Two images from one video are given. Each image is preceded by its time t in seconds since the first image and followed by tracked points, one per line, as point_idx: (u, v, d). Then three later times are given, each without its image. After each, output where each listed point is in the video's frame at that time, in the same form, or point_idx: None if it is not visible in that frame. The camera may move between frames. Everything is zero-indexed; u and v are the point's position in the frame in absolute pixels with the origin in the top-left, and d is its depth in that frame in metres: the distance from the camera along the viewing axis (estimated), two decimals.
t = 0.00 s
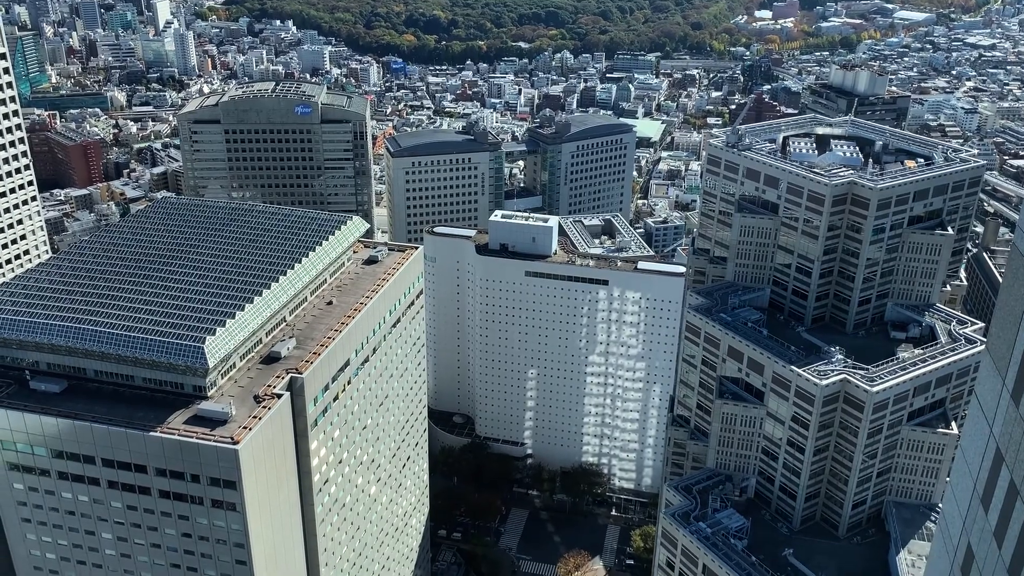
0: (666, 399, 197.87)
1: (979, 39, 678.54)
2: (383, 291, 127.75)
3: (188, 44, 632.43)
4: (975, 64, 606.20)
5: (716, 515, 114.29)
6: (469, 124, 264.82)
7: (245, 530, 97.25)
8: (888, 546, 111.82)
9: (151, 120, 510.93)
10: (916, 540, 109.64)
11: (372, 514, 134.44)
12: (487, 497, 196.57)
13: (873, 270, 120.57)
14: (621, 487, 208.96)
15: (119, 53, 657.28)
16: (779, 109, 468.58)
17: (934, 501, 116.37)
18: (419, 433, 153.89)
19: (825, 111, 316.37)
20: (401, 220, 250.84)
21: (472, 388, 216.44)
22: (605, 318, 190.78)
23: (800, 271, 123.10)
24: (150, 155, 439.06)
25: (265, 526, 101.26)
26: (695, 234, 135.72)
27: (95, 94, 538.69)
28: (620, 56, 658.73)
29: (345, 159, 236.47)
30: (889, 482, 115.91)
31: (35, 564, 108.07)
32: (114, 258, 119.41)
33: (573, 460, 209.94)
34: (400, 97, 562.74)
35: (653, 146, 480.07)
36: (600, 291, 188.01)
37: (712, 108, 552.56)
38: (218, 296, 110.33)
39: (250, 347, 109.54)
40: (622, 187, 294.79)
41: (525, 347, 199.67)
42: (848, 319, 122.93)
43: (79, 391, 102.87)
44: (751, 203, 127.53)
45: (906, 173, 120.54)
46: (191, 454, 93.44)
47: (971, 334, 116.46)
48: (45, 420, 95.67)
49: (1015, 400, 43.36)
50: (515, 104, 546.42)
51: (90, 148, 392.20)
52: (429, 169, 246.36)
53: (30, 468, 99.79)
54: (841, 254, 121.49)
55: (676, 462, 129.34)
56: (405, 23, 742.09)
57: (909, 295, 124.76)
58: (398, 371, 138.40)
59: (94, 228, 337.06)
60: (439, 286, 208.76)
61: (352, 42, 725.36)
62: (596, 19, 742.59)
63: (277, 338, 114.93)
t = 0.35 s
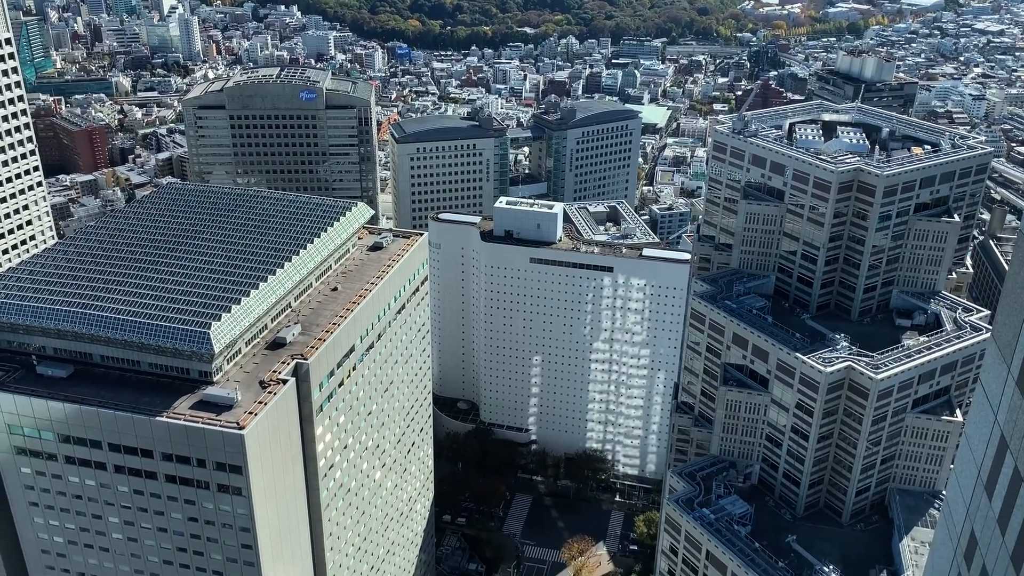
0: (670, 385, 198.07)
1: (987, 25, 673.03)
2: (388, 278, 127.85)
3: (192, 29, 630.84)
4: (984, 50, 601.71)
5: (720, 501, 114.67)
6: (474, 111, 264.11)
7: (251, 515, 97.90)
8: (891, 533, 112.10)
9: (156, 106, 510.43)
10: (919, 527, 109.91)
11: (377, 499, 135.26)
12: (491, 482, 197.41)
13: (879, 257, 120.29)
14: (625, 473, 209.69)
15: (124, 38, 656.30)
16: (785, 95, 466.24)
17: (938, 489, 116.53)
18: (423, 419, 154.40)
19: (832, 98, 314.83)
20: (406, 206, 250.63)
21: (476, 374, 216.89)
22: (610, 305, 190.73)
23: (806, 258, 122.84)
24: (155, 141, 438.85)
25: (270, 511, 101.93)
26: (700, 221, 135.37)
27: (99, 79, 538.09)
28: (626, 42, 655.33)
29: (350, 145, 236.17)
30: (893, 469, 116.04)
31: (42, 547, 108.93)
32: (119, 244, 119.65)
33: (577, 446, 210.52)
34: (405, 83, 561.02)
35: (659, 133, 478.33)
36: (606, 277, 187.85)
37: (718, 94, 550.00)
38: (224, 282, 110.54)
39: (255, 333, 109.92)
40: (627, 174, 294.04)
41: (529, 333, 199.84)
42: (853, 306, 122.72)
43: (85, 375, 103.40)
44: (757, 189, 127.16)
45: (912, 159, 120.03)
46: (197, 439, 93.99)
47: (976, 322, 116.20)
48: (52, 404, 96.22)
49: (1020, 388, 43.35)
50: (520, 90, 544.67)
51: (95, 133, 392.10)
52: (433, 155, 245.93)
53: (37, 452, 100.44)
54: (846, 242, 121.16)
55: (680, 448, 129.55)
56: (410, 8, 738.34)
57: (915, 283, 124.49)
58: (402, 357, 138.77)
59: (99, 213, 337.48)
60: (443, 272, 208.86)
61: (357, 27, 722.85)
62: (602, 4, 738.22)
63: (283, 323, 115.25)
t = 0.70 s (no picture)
0: (676, 373, 197.99)
1: (998, 12, 666.67)
2: (395, 266, 127.88)
3: (198, 16, 629.84)
4: (994, 37, 596.44)
5: (726, 489, 114.89)
6: (480, 98, 263.31)
7: (258, 500, 98.48)
8: (897, 521, 112.18)
9: (162, 93, 510.48)
10: (925, 515, 109.97)
11: (384, 486, 135.90)
12: (497, 469, 198.11)
13: (886, 245, 119.78)
14: (631, 460, 210.09)
15: (130, 25, 655.94)
16: (793, 82, 463.32)
17: (944, 477, 116.43)
18: (430, 406, 154.82)
19: (840, 85, 312.69)
20: (412, 194, 250.30)
21: (483, 361, 217.26)
22: (616, 293, 190.47)
23: (813, 246, 122.39)
24: (162, 128, 438.93)
25: (278, 497, 102.55)
26: (708, 209, 134.82)
27: (105, 66, 538.15)
28: (633, 28, 651.71)
29: (356, 132, 235.89)
30: (899, 457, 115.90)
31: (52, 532, 109.83)
32: (126, 231, 119.89)
33: (583, 434, 210.93)
34: (412, 70, 559.49)
35: (666, 120, 476.24)
36: (612, 265, 187.55)
37: (725, 81, 546.93)
38: (231, 270, 110.74)
39: (262, 320, 110.27)
40: (634, 161, 293.13)
41: (535, 321, 199.91)
42: (860, 294, 122.28)
43: (93, 362, 103.95)
44: (765, 177, 126.57)
45: (921, 146, 119.24)
46: (204, 426, 94.51)
47: (984, 310, 115.70)
48: (60, 391, 96.81)
49: None
50: (527, 77, 542.53)
51: (102, 121, 392.53)
52: (440, 142, 245.44)
53: (47, 438, 101.17)
54: (854, 230, 120.62)
55: (686, 436, 129.61)
56: None
57: (923, 271, 123.98)
58: (409, 345, 139.02)
59: (107, 200, 338.29)
60: (450, 260, 208.83)
61: (363, 14, 720.74)
62: None
63: (290, 311, 115.56)
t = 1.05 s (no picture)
0: (685, 359, 197.82)
1: None
2: (404, 252, 128.06)
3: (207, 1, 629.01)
4: (1008, 21, 589.87)
5: (734, 475, 115.09)
6: (489, 83, 262.31)
7: (269, 485, 99.24)
8: (906, 508, 112.25)
9: (172, 79, 510.67)
10: (934, 502, 109.92)
11: (393, 471, 136.65)
12: (506, 454, 198.90)
13: (897, 231, 119.08)
14: (639, 446, 210.39)
15: (139, 10, 656.31)
16: (804, 67, 459.65)
17: (953, 464, 116.20)
18: (439, 392, 155.34)
19: (851, 70, 309.91)
20: (421, 179, 249.92)
21: (491, 347, 217.65)
22: (625, 279, 190.17)
23: (823, 232, 121.80)
24: (171, 114, 439.47)
25: (288, 481, 103.30)
26: (717, 194, 134.15)
27: (115, 52, 538.72)
28: (643, 12, 647.38)
29: (365, 118, 235.65)
30: (909, 444, 115.66)
31: (65, 516, 110.95)
32: (136, 217, 120.32)
33: (592, 420, 211.33)
34: (420, 55, 557.47)
35: (676, 105, 473.69)
36: (621, 252, 187.22)
37: (736, 66, 543.05)
38: (240, 256, 111.07)
39: (272, 306, 110.69)
40: (644, 146, 291.39)
41: (544, 307, 199.97)
42: (871, 281, 121.77)
43: (104, 348, 104.66)
44: (775, 162, 125.89)
45: (933, 132, 118.30)
46: (215, 411, 95.16)
47: (995, 297, 115.04)
48: (72, 376, 97.56)
49: None
50: (536, 62, 540.07)
51: (111, 106, 393.36)
52: (448, 128, 244.89)
53: (59, 423, 102.07)
54: (865, 216, 119.96)
55: (695, 422, 129.67)
56: None
57: (934, 257, 123.26)
58: (418, 331, 139.38)
59: (117, 186, 339.56)
60: (458, 246, 208.82)
61: None
62: None
63: (299, 297, 115.96)
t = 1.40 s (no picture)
0: (691, 346, 197.76)
1: None
2: (410, 238, 128.18)
3: None
4: (1019, 6, 584.42)
5: (739, 461, 115.43)
6: (496, 68, 261.26)
7: (276, 469, 99.89)
8: (911, 494, 112.49)
9: (178, 64, 510.08)
10: (939, 488, 110.15)
11: (399, 456, 137.37)
12: (512, 440, 199.95)
13: (905, 218, 118.57)
14: (644, 432, 210.77)
15: None
16: (813, 53, 456.61)
17: (959, 451, 116.17)
18: (445, 378, 155.77)
19: (860, 56, 307.83)
20: (427, 165, 249.44)
21: (497, 333, 218.02)
22: (631, 266, 189.95)
23: (831, 219, 121.37)
24: (177, 99, 439.37)
25: (295, 466, 103.95)
26: (724, 180, 133.54)
27: (121, 37, 538.22)
28: None
29: (371, 103, 235.16)
30: (915, 431, 115.60)
31: (73, 499, 111.89)
32: (143, 203, 120.64)
33: (597, 406, 211.76)
34: (427, 40, 555.30)
35: (683, 91, 471.53)
36: (627, 238, 186.92)
37: (744, 51, 539.73)
38: (247, 241, 111.34)
39: (279, 292, 111.08)
40: (651, 132, 290.33)
41: (550, 294, 199.95)
42: (878, 268, 121.38)
43: (112, 333, 105.24)
44: (783, 149, 125.27)
45: (942, 118, 117.60)
46: (222, 395, 95.76)
47: (1003, 285, 114.62)
48: (80, 360, 98.18)
49: None
50: (542, 47, 537.82)
51: (118, 92, 393.34)
52: (455, 113, 244.22)
53: (67, 407, 102.83)
54: (872, 203, 119.47)
55: (700, 409, 129.97)
56: None
57: (941, 244, 122.75)
58: (424, 317, 139.66)
59: (124, 171, 340.27)
60: (464, 232, 208.74)
61: None
62: None
63: (306, 282, 116.33)
